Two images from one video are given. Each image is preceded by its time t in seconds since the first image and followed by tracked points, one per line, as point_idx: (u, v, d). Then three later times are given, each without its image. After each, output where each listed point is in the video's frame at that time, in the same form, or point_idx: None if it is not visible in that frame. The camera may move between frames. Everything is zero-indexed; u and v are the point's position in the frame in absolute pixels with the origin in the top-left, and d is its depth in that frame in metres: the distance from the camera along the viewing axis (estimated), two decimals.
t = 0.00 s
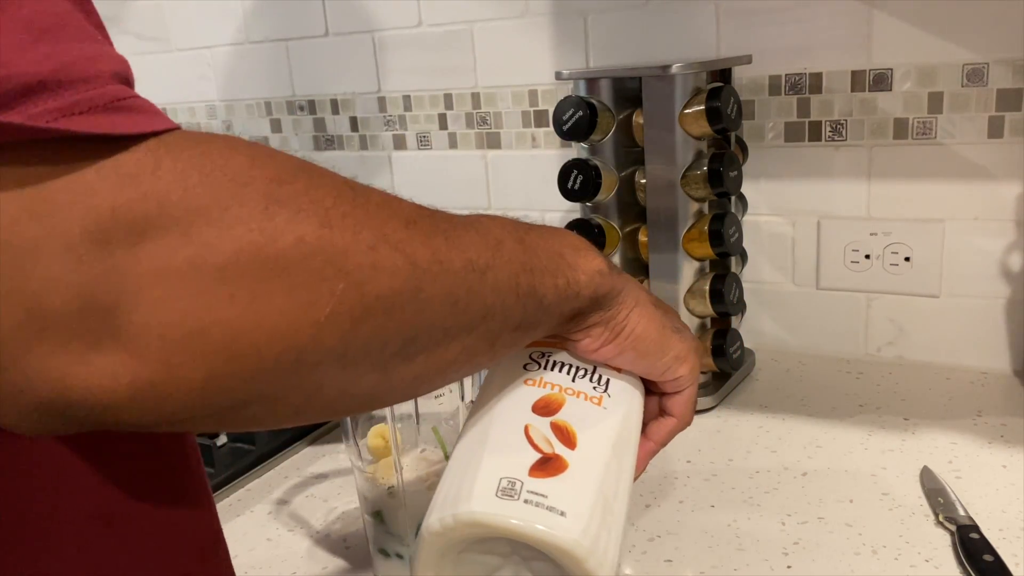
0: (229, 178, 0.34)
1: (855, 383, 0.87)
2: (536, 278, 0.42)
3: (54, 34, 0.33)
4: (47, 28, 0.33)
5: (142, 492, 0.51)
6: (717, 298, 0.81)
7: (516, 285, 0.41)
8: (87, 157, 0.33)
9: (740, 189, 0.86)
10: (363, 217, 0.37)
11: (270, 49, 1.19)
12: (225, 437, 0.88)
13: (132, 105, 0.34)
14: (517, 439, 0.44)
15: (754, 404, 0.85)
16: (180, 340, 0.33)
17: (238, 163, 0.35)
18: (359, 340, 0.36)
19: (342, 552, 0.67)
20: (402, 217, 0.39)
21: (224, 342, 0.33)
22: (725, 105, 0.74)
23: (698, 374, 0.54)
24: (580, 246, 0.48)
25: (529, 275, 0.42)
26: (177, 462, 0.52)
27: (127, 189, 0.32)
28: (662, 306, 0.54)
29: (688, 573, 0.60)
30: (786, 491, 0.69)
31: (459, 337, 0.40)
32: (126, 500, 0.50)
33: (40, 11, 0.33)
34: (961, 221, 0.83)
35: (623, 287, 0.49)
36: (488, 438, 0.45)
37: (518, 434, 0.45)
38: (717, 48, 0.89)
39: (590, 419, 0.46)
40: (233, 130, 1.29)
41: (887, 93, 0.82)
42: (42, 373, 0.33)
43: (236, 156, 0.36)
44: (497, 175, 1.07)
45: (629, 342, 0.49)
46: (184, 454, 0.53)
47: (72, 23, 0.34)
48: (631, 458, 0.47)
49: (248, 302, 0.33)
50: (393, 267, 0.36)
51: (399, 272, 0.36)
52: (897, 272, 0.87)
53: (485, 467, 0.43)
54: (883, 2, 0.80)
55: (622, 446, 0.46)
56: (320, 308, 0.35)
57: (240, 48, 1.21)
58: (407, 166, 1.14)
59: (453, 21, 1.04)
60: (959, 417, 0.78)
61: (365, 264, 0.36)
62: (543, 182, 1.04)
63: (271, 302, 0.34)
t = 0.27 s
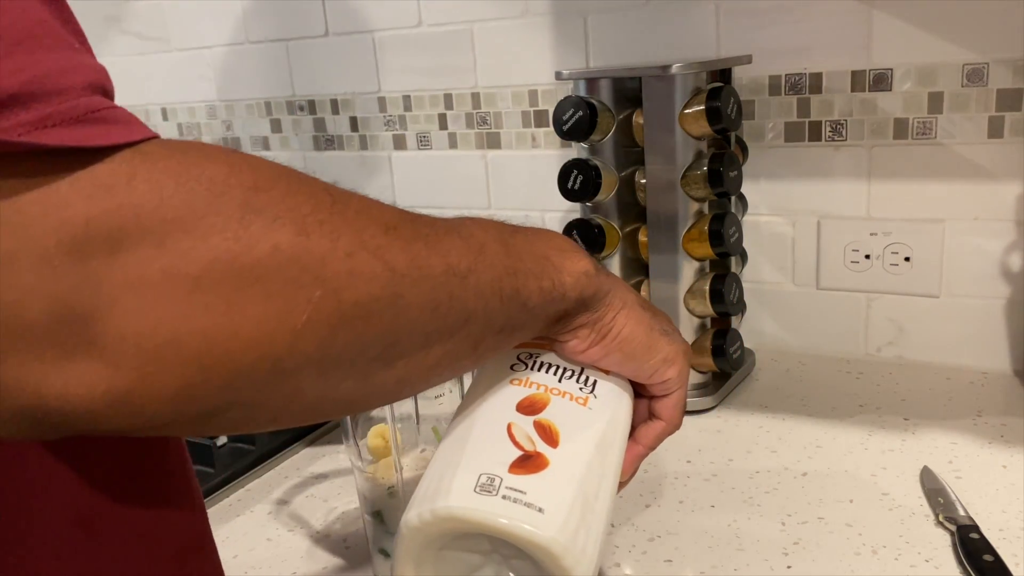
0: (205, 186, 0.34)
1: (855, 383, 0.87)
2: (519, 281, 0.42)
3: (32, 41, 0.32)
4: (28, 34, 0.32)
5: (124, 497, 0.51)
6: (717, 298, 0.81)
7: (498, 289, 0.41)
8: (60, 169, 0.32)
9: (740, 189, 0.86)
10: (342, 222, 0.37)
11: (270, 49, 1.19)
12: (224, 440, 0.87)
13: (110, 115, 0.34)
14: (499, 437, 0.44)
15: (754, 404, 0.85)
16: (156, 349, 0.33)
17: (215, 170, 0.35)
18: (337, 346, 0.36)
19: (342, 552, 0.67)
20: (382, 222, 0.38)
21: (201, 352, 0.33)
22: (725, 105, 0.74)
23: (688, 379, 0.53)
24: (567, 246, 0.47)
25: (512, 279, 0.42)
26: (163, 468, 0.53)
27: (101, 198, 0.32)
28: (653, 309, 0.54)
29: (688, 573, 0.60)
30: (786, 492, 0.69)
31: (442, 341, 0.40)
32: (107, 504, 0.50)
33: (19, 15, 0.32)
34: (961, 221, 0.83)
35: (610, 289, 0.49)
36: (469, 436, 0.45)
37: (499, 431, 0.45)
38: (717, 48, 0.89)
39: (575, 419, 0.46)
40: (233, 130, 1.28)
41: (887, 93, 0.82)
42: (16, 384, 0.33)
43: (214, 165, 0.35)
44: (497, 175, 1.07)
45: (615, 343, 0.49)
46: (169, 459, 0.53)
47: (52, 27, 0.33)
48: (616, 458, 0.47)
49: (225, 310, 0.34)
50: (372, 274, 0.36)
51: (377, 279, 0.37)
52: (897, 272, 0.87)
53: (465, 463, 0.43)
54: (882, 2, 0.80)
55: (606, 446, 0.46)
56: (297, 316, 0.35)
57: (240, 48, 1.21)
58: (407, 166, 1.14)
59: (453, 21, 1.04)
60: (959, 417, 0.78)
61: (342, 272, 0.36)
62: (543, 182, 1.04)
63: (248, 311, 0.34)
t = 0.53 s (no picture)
0: (178, 194, 0.34)
1: (855, 383, 0.87)
2: (500, 287, 0.42)
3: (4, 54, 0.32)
4: None
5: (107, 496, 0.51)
6: (717, 298, 0.81)
7: (477, 295, 0.41)
8: (24, 181, 0.32)
9: (740, 189, 0.86)
10: (316, 229, 0.37)
11: (270, 49, 1.19)
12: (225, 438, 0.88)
13: (85, 124, 0.33)
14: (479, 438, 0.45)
15: (753, 404, 0.85)
16: (125, 355, 0.33)
17: (189, 177, 0.35)
18: (309, 353, 0.36)
19: (342, 552, 0.67)
20: (357, 228, 0.38)
21: (171, 358, 0.34)
22: (725, 105, 0.74)
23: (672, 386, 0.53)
24: (552, 251, 0.47)
25: (493, 285, 0.42)
26: (142, 465, 0.53)
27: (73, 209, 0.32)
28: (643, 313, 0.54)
29: (688, 573, 0.60)
30: (785, 492, 0.69)
31: (419, 346, 0.40)
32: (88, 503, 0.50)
33: None
34: (961, 221, 0.83)
35: (595, 295, 0.48)
36: (448, 439, 0.45)
37: (479, 434, 0.45)
38: (717, 48, 0.89)
39: (556, 423, 0.46)
40: (233, 130, 1.28)
41: (887, 93, 0.82)
42: None
43: (188, 172, 0.35)
44: (497, 175, 1.07)
45: (599, 349, 0.49)
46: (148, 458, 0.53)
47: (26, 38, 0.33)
48: (598, 462, 0.47)
49: (195, 317, 0.34)
50: (346, 281, 0.36)
51: (350, 287, 0.36)
52: (897, 272, 0.87)
53: (443, 464, 0.44)
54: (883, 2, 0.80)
55: (588, 451, 0.46)
56: (268, 324, 0.35)
57: (240, 48, 1.21)
58: (407, 166, 1.14)
59: (453, 21, 1.04)
60: (959, 417, 0.78)
61: (314, 280, 0.36)
62: (543, 182, 1.04)
63: (217, 318, 0.34)
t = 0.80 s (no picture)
0: (146, 190, 0.34)
1: (855, 384, 0.87)
2: (481, 284, 0.42)
3: None
4: None
5: (92, 491, 0.46)
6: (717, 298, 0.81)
7: (456, 292, 0.41)
8: None
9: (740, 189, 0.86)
10: (290, 225, 0.37)
11: (270, 49, 1.19)
12: (225, 437, 0.88)
13: (55, 120, 0.33)
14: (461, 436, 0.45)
15: (753, 404, 0.85)
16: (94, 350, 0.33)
17: (159, 172, 0.35)
18: (281, 349, 0.36)
19: (341, 552, 0.67)
20: (333, 224, 0.38)
21: (139, 353, 0.33)
22: (725, 104, 0.74)
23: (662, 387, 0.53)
24: (536, 249, 0.47)
25: (472, 282, 0.42)
26: (133, 459, 0.48)
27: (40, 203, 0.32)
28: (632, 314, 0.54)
29: (688, 573, 0.60)
30: (785, 492, 0.69)
31: (397, 343, 0.40)
32: (72, 499, 0.45)
33: None
34: (961, 221, 0.83)
35: (581, 294, 0.48)
36: (430, 436, 0.45)
37: (461, 431, 0.45)
38: (717, 48, 0.89)
39: (540, 421, 0.46)
40: (233, 130, 1.28)
41: (887, 93, 0.82)
42: None
43: (158, 168, 0.35)
44: (498, 175, 1.07)
45: (586, 348, 0.49)
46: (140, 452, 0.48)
47: None
48: (582, 461, 0.47)
49: (164, 312, 0.33)
50: (321, 277, 0.36)
51: (323, 283, 0.36)
52: (897, 272, 0.87)
53: (423, 460, 0.44)
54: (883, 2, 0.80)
55: (571, 450, 0.46)
56: (239, 319, 0.35)
57: (240, 48, 1.21)
58: (406, 165, 1.14)
59: (453, 21, 1.04)
60: (959, 417, 0.78)
61: (287, 275, 0.36)
62: (543, 182, 1.04)
63: (186, 313, 0.34)
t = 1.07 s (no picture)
0: (128, 188, 0.34)
1: (856, 383, 0.87)
2: (469, 284, 0.43)
3: None
4: None
5: (81, 486, 0.44)
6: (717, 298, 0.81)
7: (443, 291, 0.41)
8: None
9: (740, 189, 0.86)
10: (272, 224, 0.37)
11: (270, 49, 1.19)
12: (225, 437, 0.88)
13: (36, 118, 0.33)
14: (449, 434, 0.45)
15: (753, 404, 0.85)
16: (74, 347, 0.33)
17: (140, 170, 0.35)
18: (264, 347, 0.36)
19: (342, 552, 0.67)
20: (317, 223, 0.38)
21: (119, 350, 0.33)
22: (725, 104, 0.74)
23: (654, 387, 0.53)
24: (527, 248, 0.47)
25: (461, 282, 0.42)
26: (122, 453, 0.46)
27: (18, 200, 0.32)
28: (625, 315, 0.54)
29: (688, 573, 0.60)
30: (785, 492, 0.69)
31: (384, 343, 0.40)
32: (62, 495, 0.43)
33: None
34: (961, 221, 0.83)
35: (573, 293, 0.48)
36: (418, 435, 0.46)
37: (450, 430, 0.45)
38: (717, 47, 0.89)
39: (531, 421, 0.46)
40: (233, 130, 1.28)
41: (887, 93, 0.82)
42: None
43: (140, 166, 0.35)
44: (498, 175, 1.07)
45: (577, 348, 0.49)
46: (127, 443, 0.47)
47: None
48: (573, 462, 0.47)
49: (144, 310, 0.33)
50: (305, 276, 0.36)
51: (305, 281, 0.36)
52: (897, 272, 0.87)
53: (411, 459, 0.44)
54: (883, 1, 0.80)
55: (562, 449, 0.46)
56: (219, 316, 0.35)
57: (240, 48, 1.21)
58: (407, 165, 1.14)
59: (453, 21, 1.04)
60: (959, 417, 0.78)
61: (268, 274, 0.36)
62: (543, 182, 1.04)
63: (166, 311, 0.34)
